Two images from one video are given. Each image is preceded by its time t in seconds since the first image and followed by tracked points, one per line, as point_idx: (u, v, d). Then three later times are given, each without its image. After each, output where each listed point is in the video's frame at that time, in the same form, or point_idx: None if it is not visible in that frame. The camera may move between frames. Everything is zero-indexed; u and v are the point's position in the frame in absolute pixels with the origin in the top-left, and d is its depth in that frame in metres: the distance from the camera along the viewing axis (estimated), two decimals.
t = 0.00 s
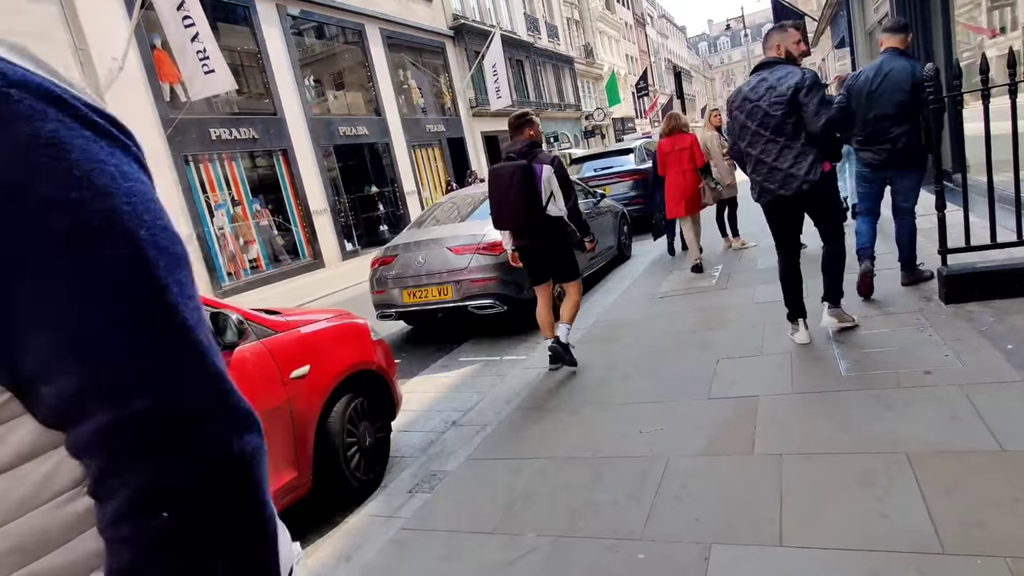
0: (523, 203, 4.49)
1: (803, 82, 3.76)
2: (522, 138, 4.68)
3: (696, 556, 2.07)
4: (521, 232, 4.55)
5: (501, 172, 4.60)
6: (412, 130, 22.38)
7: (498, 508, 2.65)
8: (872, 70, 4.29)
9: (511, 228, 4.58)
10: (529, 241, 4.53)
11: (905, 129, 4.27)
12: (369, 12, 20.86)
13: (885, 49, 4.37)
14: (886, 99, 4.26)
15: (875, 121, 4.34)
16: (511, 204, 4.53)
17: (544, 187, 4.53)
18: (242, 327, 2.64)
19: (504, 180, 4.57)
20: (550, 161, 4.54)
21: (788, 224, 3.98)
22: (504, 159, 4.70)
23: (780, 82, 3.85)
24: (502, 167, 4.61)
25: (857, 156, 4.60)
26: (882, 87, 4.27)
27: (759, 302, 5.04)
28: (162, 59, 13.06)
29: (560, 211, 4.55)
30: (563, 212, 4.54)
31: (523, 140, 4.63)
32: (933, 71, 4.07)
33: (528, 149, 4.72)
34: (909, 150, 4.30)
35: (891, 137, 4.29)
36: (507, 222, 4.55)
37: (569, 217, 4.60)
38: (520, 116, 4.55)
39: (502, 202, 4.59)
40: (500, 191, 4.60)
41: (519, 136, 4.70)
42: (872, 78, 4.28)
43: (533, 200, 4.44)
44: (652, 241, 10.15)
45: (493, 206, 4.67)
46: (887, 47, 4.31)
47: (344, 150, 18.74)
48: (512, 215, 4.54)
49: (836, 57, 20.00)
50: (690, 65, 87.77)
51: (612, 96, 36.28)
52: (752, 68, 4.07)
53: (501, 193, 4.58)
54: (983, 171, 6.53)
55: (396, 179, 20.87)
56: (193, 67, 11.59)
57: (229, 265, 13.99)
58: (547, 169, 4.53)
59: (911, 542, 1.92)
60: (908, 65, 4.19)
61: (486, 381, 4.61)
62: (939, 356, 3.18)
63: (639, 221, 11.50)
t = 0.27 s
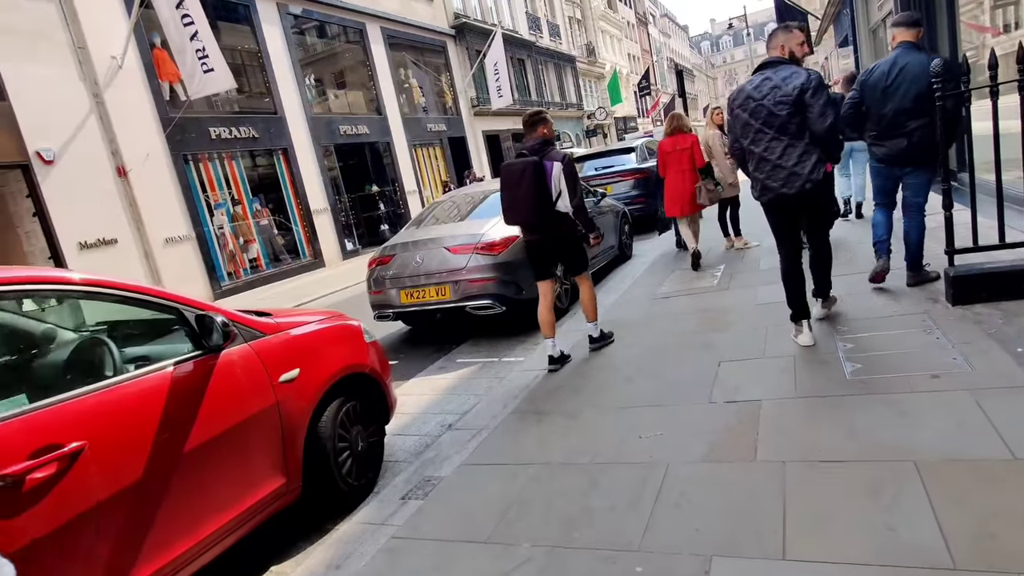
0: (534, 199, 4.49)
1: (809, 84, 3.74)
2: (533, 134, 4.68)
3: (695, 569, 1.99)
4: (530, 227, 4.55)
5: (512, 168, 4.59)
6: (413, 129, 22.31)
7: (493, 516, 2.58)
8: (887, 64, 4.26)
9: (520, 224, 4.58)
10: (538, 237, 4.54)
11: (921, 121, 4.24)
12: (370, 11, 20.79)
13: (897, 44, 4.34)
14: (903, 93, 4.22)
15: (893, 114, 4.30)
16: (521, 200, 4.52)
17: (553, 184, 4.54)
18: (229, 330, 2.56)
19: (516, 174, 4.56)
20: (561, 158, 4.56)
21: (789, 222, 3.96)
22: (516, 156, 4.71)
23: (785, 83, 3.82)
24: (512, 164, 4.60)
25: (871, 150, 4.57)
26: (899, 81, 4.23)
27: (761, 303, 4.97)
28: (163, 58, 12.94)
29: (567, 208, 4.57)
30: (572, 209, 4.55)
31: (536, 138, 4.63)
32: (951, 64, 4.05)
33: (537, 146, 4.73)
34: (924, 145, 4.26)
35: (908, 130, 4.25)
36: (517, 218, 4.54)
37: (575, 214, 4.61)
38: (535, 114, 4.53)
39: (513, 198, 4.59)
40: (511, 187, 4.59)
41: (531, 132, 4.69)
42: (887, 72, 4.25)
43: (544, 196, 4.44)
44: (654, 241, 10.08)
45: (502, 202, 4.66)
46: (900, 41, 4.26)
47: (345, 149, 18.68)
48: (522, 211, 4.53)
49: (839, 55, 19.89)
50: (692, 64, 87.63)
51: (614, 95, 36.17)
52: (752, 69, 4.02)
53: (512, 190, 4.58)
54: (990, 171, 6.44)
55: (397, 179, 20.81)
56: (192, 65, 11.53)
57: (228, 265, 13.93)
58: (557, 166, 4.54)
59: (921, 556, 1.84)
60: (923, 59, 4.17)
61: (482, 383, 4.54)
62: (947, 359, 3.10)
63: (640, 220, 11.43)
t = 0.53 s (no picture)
0: (548, 203, 4.54)
1: (819, 91, 3.76)
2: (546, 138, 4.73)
3: None
4: (542, 230, 4.58)
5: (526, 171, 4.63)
6: (411, 130, 22.23)
7: (482, 534, 2.48)
8: (896, 64, 4.20)
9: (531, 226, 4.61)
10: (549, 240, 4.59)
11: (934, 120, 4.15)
12: (367, 11, 20.69)
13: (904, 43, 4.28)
14: (913, 92, 4.15)
15: (903, 113, 4.24)
16: (534, 203, 4.55)
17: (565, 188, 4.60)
18: (204, 342, 2.44)
19: (530, 178, 4.63)
20: (572, 162, 4.61)
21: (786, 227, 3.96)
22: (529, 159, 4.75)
23: (795, 88, 3.82)
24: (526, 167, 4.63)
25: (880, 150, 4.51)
26: (910, 79, 4.17)
27: (761, 308, 4.87)
28: (157, 59, 12.80)
29: (578, 211, 4.62)
30: (582, 214, 4.61)
31: (551, 142, 4.68)
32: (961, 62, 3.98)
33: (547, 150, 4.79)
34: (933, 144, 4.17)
35: (919, 128, 4.17)
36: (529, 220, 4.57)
37: (586, 218, 4.67)
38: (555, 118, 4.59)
39: (525, 200, 4.62)
40: (524, 189, 4.63)
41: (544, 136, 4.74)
42: (898, 72, 4.19)
43: (557, 199, 4.50)
44: (652, 242, 9.99)
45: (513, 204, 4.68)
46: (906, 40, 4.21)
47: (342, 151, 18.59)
48: (534, 213, 4.56)
49: (838, 55, 19.80)
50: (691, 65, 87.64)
51: (613, 95, 36.08)
52: (759, 71, 4.02)
53: (525, 191, 4.61)
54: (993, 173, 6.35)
55: (394, 180, 20.72)
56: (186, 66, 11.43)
57: (224, 267, 13.83)
58: (569, 171, 4.60)
59: None
60: (932, 57, 4.12)
61: (474, 391, 4.43)
62: (952, 369, 3.01)
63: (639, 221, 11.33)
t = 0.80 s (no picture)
0: (542, 207, 4.73)
1: (804, 105, 4.01)
2: (538, 144, 4.94)
3: None
4: (537, 232, 4.77)
5: (520, 176, 4.82)
6: (390, 137, 22.08)
7: (451, 566, 2.37)
8: (876, 80, 4.33)
9: (526, 229, 4.79)
10: (544, 242, 4.78)
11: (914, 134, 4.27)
12: (347, 17, 20.54)
13: (883, 60, 4.40)
14: (894, 107, 4.27)
15: (882, 128, 4.35)
16: (530, 206, 4.75)
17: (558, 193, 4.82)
18: (154, 367, 2.29)
19: (523, 183, 4.82)
20: (566, 168, 4.83)
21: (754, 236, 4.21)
22: (521, 164, 4.95)
23: (780, 100, 4.06)
24: (519, 172, 4.82)
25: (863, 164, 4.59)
26: (890, 95, 4.29)
27: (739, 322, 4.83)
28: (128, 63, 12.55)
29: (571, 216, 4.83)
30: (576, 217, 4.84)
31: (542, 147, 4.91)
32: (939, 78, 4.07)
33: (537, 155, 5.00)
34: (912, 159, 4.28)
35: (898, 142, 4.29)
36: (524, 223, 4.75)
37: (579, 222, 4.88)
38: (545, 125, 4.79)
39: (520, 204, 4.80)
40: (518, 194, 4.81)
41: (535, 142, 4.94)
42: (877, 88, 4.32)
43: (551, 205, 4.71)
44: (632, 252, 9.96)
45: (508, 208, 4.85)
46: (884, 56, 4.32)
47: (320, 158, 18.38)
48: (529, 217, 4.75)
49: (814, 66, 20.07)
50: (670, 74, 88.66)
51: (593, 103, 36.24)
52: (745, 80, 4.22)
53: (520, 196, 4.79)
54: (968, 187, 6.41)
55: (374, 188, 20.53)
56: (158, 71, 11.20)
57: (197, 276, 13.53)
58: (562, 176, 4.83)
59: None
60: (910, 74, 4.23)
61: (449, 408, 4.31)
62: (932, 389, 2.98)
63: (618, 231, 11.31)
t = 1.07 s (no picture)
0: (519, 209, 4.78)
1: (771, 114, 4.05)
2: (515, 149, 5.02)
3: None
4: (512, 234, 4.82)
5: (497, 179, 4.89)
6: (358, 142, 21.81)
7: None
8: (837, 95, 4.41)
9: (501, 230, 4.84)
10: (519, 243, 4.81)
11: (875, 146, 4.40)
12: (314, 20, 20.25)
13: (842, 76, 4.52)
14: (856, 120, 4.36)
15: (846, 140, 4.45)
16: (506, 209, 4.81)
17: (535, 195, 4.86)
18: (83, 390, 2.06)
19: (500, 187, 4.86)
20: (543, 172, 4.89)
21: (716, 242, 4.31)
22: (498, 168, 4.99)
23: (749, 109, 4.09)
24: (497, 175, 4.89)
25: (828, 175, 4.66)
26: (850, 109, 4.39)
27: (705, 332, 4.82)
28: (82, 63, 12.09)
29: (549, 219, 4.89)
30: (552, 220, 4.88)
31: (519, 152, 4.96)
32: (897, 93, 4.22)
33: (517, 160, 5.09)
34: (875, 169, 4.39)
35: (861, 153, 4.40)
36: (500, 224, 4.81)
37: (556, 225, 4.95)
38: (521, 130, 4.87)
39: (497, 206, 4.87)
40: (496, 196, 4.87)
41: (513, 147, 5.03)
42: (839, 103, 4.40)
43: (528, 206, 4.76)
44: (600, 260, 9.97)
45: (485, 210, 4.91)
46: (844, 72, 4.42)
47: (285, 162, 18.03)
48: (506, 218, 4.81)
49: (777, 78, 20.55)
50: (638, 84, 89.97)
51: (563, 112, 36.44)
52: (710, 91, 4.25)
53: (497, 197, 4.86)
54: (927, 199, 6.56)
55: (340, 193, 20.24)
56: (113, 71, 10.83)
57: (155, 282, 13.10)
58: (539, 180, 4.88)
59: None
60: (869, 89, 4.35)
61: (411, 422, 4.19)
62: (895, 403, 2.98)
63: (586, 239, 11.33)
